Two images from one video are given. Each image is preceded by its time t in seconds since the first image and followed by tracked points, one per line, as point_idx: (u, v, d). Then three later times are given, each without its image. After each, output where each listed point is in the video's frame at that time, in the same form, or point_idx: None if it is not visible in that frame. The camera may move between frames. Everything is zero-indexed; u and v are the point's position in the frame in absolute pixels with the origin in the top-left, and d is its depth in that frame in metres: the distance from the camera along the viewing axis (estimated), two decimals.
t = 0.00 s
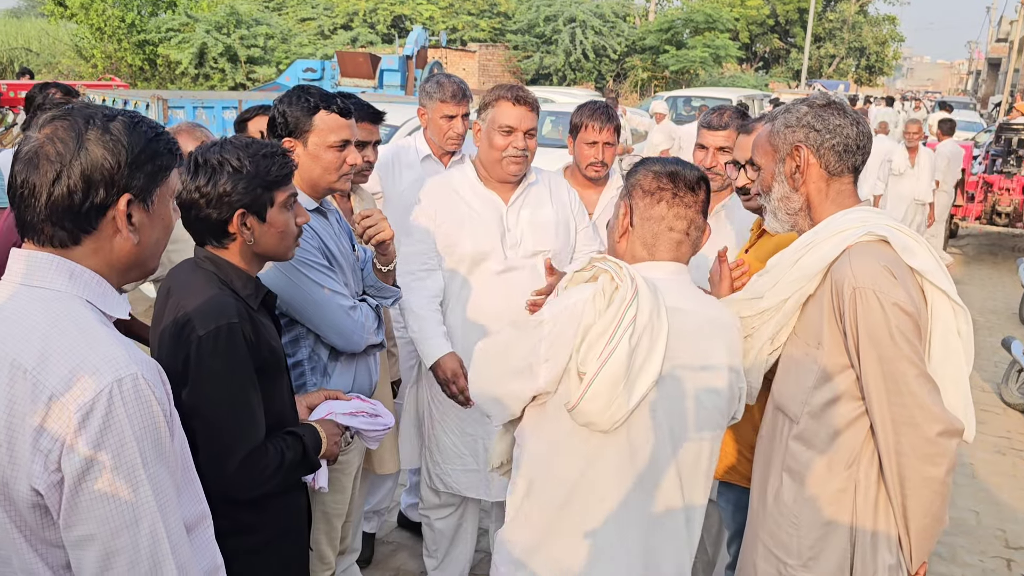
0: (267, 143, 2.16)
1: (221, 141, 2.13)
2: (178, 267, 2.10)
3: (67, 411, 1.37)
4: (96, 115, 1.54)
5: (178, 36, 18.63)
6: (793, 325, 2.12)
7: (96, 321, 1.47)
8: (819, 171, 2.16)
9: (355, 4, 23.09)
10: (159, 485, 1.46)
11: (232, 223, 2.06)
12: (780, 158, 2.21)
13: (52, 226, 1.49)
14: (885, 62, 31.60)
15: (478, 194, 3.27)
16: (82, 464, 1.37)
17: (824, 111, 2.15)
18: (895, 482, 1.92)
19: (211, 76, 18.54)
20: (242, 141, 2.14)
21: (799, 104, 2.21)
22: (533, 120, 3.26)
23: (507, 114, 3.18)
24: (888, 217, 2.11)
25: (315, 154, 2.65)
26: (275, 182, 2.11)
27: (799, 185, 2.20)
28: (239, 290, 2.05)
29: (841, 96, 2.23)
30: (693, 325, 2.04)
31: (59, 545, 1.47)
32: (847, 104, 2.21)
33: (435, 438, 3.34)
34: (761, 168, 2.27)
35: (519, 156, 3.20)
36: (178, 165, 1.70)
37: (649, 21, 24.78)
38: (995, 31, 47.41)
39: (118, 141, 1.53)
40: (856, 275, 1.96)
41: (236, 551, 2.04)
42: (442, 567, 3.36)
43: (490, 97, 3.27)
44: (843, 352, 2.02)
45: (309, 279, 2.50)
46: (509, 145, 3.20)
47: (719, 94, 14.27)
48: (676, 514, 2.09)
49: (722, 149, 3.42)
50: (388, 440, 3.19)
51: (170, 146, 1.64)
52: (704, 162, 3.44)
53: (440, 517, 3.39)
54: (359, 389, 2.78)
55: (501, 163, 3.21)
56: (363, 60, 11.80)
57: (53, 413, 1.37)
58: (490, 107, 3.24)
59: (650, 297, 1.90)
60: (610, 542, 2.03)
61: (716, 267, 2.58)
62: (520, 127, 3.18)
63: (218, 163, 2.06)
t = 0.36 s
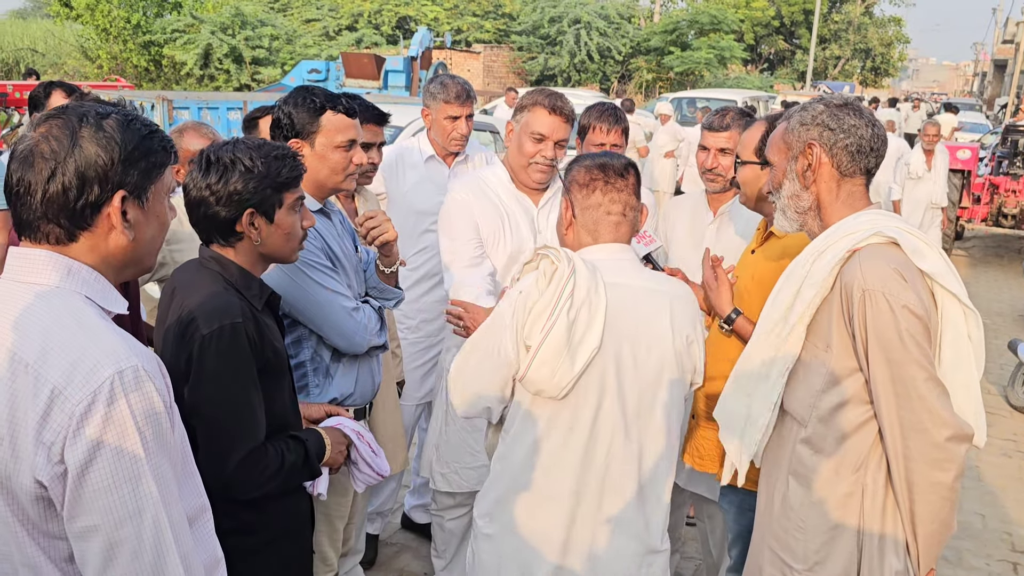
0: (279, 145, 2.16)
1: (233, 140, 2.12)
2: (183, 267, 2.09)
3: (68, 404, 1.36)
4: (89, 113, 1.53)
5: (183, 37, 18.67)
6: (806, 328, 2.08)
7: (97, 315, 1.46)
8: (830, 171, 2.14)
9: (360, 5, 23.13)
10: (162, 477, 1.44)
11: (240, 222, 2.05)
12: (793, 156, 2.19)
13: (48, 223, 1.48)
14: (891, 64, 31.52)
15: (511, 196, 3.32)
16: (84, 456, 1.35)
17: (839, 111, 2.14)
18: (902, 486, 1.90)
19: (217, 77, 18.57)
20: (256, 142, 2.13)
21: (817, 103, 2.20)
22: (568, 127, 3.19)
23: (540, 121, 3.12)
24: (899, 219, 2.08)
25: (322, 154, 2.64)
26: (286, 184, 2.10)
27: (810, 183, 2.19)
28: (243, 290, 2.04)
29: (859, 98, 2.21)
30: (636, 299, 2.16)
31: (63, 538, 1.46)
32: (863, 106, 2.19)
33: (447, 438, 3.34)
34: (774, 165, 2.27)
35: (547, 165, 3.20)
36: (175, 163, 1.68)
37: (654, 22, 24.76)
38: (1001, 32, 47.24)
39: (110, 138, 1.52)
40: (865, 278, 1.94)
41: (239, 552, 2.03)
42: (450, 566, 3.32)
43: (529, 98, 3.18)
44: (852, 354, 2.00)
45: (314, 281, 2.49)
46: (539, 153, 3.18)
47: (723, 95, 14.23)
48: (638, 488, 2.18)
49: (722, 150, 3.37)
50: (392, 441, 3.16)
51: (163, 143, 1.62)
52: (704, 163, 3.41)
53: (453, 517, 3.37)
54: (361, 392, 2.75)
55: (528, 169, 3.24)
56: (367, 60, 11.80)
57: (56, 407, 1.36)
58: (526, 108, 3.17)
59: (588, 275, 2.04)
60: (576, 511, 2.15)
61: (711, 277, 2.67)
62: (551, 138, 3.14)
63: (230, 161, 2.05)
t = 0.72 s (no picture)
0: (275, 145, 2.15)
1: (232, 141, 2.11)
2: (180, 268, 2.08)
3: (69, 394, 1.37)
4: (81, 116, 1.53)
5: (185, 37, 18.68)
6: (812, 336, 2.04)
7: (94, 311, 1.46)
8: (823, 177, 2.13)
9: (362, 6, 23.14)
10: (161, 466, 1.46)
11: (240, 222, 2.05)
12: (791, 157, 2.19)
13: (41, 222, 1.48)
14: (893, 65, 31.47)
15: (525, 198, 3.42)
16: (86, 444, 1.37)
17: (838, 117, 2.11)
18: (905, 491, 1.90)
19: (218, 77, 18.58)
20: (253, 142, 2.12)
21: (819, 106, 2.17)
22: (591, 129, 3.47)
23: (568, 123, 3.40)
24: (900, 222, 2.07)
25: (328, 152, 2.64)
26: (283, 184, 2.10)
27: (803, 187, 2.19)
28: (242, 290, 2.03)
29: (866, 102, 2.16)
30: (551, 275, 2.45)
31: (63, 526, 1.47)
32: (869, 110, 2.14)
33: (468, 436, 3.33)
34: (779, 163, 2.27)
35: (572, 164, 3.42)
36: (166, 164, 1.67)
37: (655, 23, 24.74)
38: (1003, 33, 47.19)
39: (100, 140, 1.51)
40: (866, 281, 1.93)
41: (238, 555, 2.02)
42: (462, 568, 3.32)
43: (550, 104, 3.48)
44: (853, 360, 1.98)
45: (314, 282, 2.48)
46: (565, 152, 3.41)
47: (725, 96, 14.20)
48: (573, 442, 2.47)
49: (721, 152, 3.36)
50: (391, 442, 3.15)
51: (154, 145, 1.61)
52: (703, 164, 3.41)
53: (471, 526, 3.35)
54: (361, 393, 2.74)
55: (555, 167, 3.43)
56: (369, 61, 11.80)
57: (57, 398, 1.37)
58: (552, 112, 3.46)
59: (501, 254, 2.43)
60: (512, 469, 2.47)
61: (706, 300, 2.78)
62: (578, 136, 3.41)
63: (229, 161, 2.04)
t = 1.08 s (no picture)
0: (267, 145, 2.15)
1: (220, 142, 2.12)
2: (175, 268, 2.08)
3: (79, 381, 1.40)
4: (73, 117, 1.55)
5: (184, 37, 18.68)
6: (807, 338, 2.04)
7: (101, 306, 1.49)
8: (812, 178, 2.15)
9: (361, 5, 23.15)
10: (168, 451, 1.50)
11: (229, 225, 2.06)
12: (784, 157, 2.20)
13: (36, 221, 1.50)
14: (892, 64, 31.48)
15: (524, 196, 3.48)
16: (97, 428, 1.40)
17: (829, 119, 2.11)
18: (901, 492, 1.91)
19: (218, 77, 18.57)
20: (244, 143, 2.14)
21: (812, 107, 2.18)
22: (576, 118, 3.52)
23: (556, 117, 3.45)
24: (894, 222, 2.07)
25: (325, 150, 2.64)
26: (273, 185, 2.10)
27: (796, 187, 2.20)
28: (238, 290, 2.04)
29: (861, 103, 2.14)
30: (536, 250, 2.56)
31: (71, 514, 1.48)
32: (863, 112, 2.13)
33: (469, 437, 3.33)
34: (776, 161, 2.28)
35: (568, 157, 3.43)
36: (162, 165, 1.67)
37: (655, 22, 24.74)
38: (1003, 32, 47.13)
39: (90, 139, 1.52)
40: (860, 281, 1.94)
41: (236, 555, 2.03)
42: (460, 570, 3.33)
43: (529, 105, 3.52)
44: (849, 360, 1.99)
45: (314, 281, 2.49)
46: (559, 146, 3.44)
47: (724, 96, 14.20)
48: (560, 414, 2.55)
49: (717, 150, 3.39)
50: (389, 442, 3.16)
51: (147, 144, 1.62)
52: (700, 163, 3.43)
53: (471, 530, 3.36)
54: (359, 392, 2.75)
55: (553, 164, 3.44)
56: (369, 61, 11.80)
57: (67, 384, 1.40)
58: (537, 111, 3.50)
59: (492, 231, 2.53)
60: (504, 441, 2.54)
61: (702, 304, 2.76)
62: (567, 128, 3.45)
63: (216, 163, 2.05)
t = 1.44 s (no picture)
0: (266, 144, 2.17)
1: (218, 141, 2.14)
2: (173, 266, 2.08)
3: (113, 383, 1.41)
4: (79, 112, 1.59)
5: (182, 35, 18.66)
6: (802, 333, 2.05)
7: (126, 305, 1.50)
8: (811, 174, 2.15)
9: (359, 4, 23.14)
10: (197, 450, 1.52)
11: (224, 224, 2.08)
12: (783, 152, 2.20)
13: (43, 216, 1.54)
14: (889, 62, 31.49)
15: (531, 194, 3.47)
16: (132, 428, 1.42)
17: (828, 115, 2.11)
18: (896, 488, 1.92)
19: (215, 75, 18.53)
20: (242, 142, 2.15)
21: (812, 103, 2.18)
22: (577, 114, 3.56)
23: (557, 111, 3.49)
24: (891, 217, 2.08)
25: (319, 149, 2.65)
26: (270, 185, 2.11)
27: (794, 183, 2.21)
28: (234, 288, 2.04)
29: (860, 101, 2.15)
30: (541, 242, 2.59)
31: (102, 513, 1.50)
32: (862, 109, 2.13)
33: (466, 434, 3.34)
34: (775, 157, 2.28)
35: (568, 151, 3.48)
36: (174, 161, 1.61)
37: (653, 20, 24.74)
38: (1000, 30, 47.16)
39: (84, 129, 1.54)
40: (855, 276, 1.95)
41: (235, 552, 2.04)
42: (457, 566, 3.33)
43: (532, 98, 3.54)
44: (844, 355, 2.00)
45: (314, 279, 2.49)
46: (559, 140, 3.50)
47: (722, 94, 14.19)
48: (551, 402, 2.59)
49: (717, 146, 3.38)
50: (386, 439, 3.16)
51: (146, 136, 1.58)
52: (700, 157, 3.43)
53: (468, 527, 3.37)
54: (359, 390, 2.75)
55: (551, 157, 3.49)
56: (366, 59, 11.80)
57: (99, 386, 1.41)
58: (538, 105, 3.52)
59: (501, 222, 2.57)
60: (492, 425, 2.59)
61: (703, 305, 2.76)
62: (567, 122, 3.50)
63: (212, 162, 2.07)
